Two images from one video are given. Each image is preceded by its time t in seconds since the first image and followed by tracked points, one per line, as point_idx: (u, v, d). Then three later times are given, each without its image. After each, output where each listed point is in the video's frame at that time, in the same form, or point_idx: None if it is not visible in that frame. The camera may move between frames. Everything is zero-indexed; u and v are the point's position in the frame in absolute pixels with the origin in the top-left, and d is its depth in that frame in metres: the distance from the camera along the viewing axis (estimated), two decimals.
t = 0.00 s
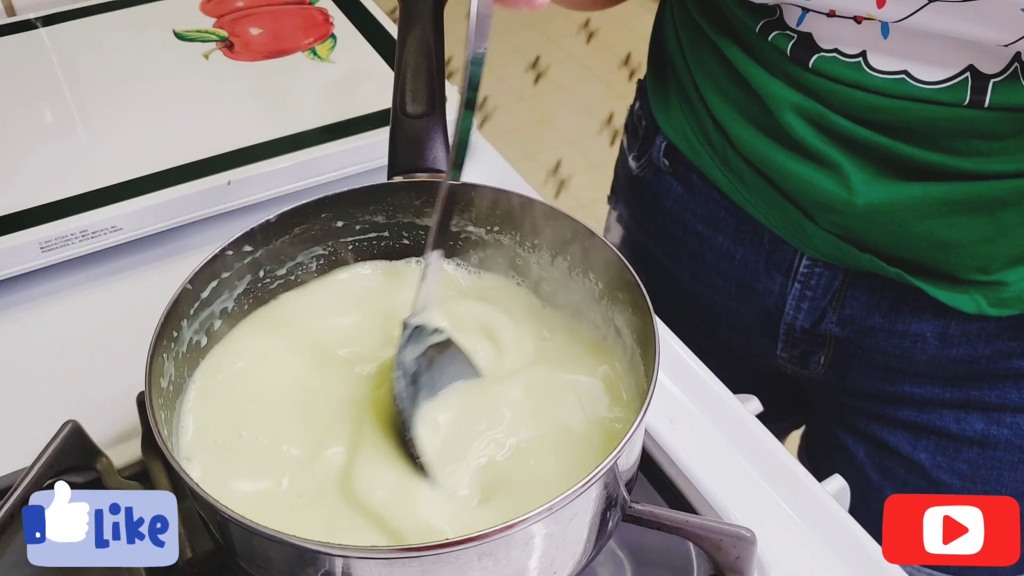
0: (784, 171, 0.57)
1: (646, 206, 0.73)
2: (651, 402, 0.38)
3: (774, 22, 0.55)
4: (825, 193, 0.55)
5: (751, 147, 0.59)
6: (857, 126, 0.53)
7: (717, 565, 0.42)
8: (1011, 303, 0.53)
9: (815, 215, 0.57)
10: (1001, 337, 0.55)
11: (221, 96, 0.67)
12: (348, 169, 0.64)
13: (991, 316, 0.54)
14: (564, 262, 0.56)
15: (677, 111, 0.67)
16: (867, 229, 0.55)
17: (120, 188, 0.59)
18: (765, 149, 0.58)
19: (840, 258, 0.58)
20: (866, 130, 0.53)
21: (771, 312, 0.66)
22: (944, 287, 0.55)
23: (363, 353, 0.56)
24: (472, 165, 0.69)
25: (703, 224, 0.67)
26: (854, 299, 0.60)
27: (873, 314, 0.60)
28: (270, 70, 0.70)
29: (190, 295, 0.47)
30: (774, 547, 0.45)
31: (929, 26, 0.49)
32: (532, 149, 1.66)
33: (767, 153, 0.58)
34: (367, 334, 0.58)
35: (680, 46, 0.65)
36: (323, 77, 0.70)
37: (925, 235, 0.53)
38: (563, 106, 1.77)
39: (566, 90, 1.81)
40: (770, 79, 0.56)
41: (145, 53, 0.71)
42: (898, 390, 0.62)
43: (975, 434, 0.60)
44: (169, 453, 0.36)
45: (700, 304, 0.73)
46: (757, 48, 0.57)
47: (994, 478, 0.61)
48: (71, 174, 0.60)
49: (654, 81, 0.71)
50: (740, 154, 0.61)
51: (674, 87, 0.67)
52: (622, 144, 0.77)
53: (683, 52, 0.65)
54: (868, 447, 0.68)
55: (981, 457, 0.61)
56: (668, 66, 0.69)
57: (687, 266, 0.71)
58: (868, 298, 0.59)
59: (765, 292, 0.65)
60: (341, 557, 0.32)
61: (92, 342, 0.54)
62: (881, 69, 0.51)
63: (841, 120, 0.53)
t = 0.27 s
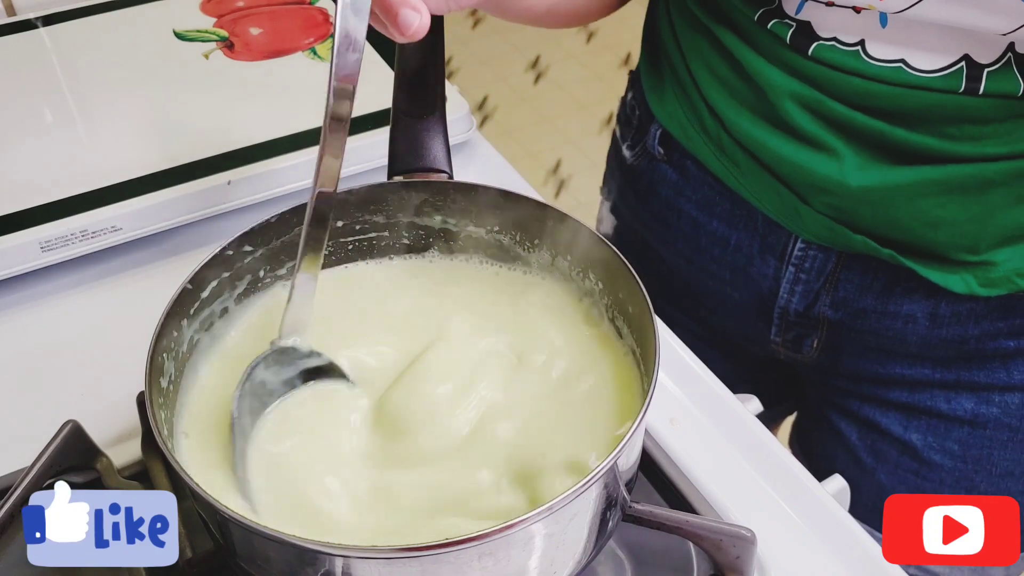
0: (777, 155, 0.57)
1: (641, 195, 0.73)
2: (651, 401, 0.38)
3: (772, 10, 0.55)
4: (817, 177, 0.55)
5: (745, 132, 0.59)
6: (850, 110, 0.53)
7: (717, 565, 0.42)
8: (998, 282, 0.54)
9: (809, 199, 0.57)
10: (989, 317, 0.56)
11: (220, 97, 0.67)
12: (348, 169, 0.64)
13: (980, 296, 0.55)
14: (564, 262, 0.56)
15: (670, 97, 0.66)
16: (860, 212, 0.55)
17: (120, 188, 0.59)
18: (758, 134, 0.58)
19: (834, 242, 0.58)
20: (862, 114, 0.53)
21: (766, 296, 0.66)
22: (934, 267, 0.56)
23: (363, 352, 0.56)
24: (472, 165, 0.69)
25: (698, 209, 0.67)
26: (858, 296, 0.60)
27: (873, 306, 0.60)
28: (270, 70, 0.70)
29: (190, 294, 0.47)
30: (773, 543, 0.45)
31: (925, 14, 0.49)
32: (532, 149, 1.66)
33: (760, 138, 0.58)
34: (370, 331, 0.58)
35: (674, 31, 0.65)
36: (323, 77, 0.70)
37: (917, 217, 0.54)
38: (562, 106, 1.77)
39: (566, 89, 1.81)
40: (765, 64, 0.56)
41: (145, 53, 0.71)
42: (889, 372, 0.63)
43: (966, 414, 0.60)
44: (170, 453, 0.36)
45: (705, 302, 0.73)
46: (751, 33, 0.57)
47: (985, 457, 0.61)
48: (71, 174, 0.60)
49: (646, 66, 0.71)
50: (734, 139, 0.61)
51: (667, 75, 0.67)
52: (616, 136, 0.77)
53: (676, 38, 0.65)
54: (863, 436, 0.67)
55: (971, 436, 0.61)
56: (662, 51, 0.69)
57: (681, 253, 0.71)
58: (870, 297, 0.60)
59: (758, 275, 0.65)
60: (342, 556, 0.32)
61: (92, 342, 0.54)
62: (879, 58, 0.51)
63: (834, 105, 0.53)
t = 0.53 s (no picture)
0: (771, 143, 0.57)
1: (638, 187, 0.73)
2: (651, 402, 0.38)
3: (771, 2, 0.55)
4: (811, 166, 0.55)
5: (740, 121, 0.59)
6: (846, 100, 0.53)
7: (717, 565, 0.42)
8: (988, 275, 0.54)
9: (802, 189, 0.58)
10: (978, 312, 0.56)
11: (220, 97, 0.67)
12: (348, 169, 0.64)
13: (968, 289, 0.55)
14: (564, 262, 0.56)
15: (666, 88, 0.66)
16: (852, 202, 0.55)
17: (121, 188, 0.59)
18: (754, 124, 0.58)
19: (825, 233, 0.58)
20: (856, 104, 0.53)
21: (756, 289, 0.65)
22: (922, 259, 0.56)
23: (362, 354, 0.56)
24: (472, 165, 0.69)
25: (691, 200, 0.67)
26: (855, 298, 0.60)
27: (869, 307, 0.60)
28: (270, 70, 0.70)
29: (190, 295, 0.47)
30: (770, 542, 0.45)
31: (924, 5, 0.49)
32: (533, 149, 1.66)
33: (755, 127, 0.58)
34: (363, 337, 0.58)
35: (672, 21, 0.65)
36: (323, 77, 0.70)
37: (909, 209, 0.54)
38: (563, 106, 1.77)
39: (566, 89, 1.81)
40: (762, 54, 0.56)
41: (145, 53, 0.71)
42: (877, 367, 0.63)
43: (953, 408, 0.60)
44: (170, 454, 0.36)
45: (707, 305, 0.73)
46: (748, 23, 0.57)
47: (971, 454, 0.61)
48: (72, 174, 0.60)
49: (644, 57, 0.71)
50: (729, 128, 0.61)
51: (664, 65, 0.68)
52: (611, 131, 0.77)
53: (674, 29, 0.65)
54: (849, 432, 0.67)
55: (958, 434, 0.61)
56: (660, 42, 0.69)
57: (678, 248, 0.71)
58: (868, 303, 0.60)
59: (749, 266, 0.65)
60: (342, 557, 0.32)
61: (92, 342, 0.54)
62: (878, 50, 0.51)
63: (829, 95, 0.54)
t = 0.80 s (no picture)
0: (776, 148, 0.57)
1: (640, 190, 0.72)
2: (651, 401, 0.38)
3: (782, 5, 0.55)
4: (815, 171, 0.55)
5: (746, 125, 0.59)
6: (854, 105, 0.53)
7: (717, 566, 0.42)
8: (991, 291, 0.54)
9: (805, 196, 0.57)
10: (980, 329, 0.57)
11: (220, 97, 0.67)
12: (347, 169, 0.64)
13: (971, 304, 0.55)
14: (564, 262, 0.56)
15: (673, 91, 0.66)
16: (856, 209, 0.55)
17: (121, 187, 0.59)
18: (759, 128, 0.58)
19: (827, 240, 0.58)
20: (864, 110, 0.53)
21: (756, 296, 0.65)
22: (925, 271, 0.56)
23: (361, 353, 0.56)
24: (472, 165, 0.69)
25: (695, 203, 0.67)
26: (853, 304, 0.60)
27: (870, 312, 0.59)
28: (270, 70, 0.70)
29: (190, 294, 0.47)
30: (770, 542, 0.45)
31: (932, 11, 0.49)
32: (533, 149, 1.66)
33: (761, 131, 0.58)
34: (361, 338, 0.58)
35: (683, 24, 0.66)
36: (323, 77, 0.70)
37: (912, 217, 0.54)
38: (563, 106, 1.77)
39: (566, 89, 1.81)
40: (770, 57, 0.56)
41: (146, 53, 0.71)
42: (877, 380, 0.62)
43: (953, 426, 0.61)
44: (170, 453, 0.36)
45: (706, 310, 0.72)
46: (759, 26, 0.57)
47: (970, 473, 0.62)
48: (71, 174, 0.60)
49: (651, 60, 0.71)
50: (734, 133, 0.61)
51: (671, 69, 0.68)
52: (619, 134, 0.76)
53: (684, 32, 0.65)
54: (848, 446, 0.66)
55: (958, 452, 0.61)
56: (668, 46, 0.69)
57: (679, 249, 0.70)
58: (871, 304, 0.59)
59: (750, 273, 0.64)
60: (342, 556, 0.32)
61: (92, 342, 0.54)
62: (885, 56, 0.51)
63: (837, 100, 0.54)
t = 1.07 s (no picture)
0: (791, 177, 0.58)
1: (659, 210, 0.74)
2: (652, 401, 0.38)
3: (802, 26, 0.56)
4: (827, 200, 0.56)
5: (764, 150, 0.60)
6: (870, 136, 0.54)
7: (717, 566, 0.42)
8: (1004, 340, 0.55)
9: (818, 226, 0.59)
10: (992, 380, 0.58)
11: (219, 97, 0.67)
12: (347, 168, 0.64)
13: (984, 352, 0.56)
14: (564, 261, 0.56)
15: (696, 112, 0.68)
16: (866, 242, 0.56)
17: (121, 188, 0.59)
18: (777, 154, 0.59)
19: (837, 272, 0.59)
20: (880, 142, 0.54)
21: (766, 323, 0.67)
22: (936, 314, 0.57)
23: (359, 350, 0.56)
24: (471, 165, 0.69)
25: (708, 225, 0.69)
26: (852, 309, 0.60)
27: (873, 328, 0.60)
28: (270, 70, 0.70)
29: (190, 295, 0.47)
30: (769, 542, 0.45)
31: (953, 51, 0.50)
32: (532, 149, 1.66)
33: (778, 158, 0.59)
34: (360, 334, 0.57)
35: (709, 45, 0.66)
36: (323, 77, 0.70)
37: (921, 253, 0.54)
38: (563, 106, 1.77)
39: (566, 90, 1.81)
40: (794, 85, 0.57)
41: (146, 53, 0.72)
42: (889, 426, 0.65)
43: (963, 477, 0.64)
44: (170, 454, 0.36)
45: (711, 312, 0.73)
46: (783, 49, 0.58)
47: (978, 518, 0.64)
48: (72, 174, 0.60)
49: (676, 81, 0.72)
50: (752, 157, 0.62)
51: (694, 91, 0.69)
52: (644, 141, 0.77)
53: (709, 54, 0.66)
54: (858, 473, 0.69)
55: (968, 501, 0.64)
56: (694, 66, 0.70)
57: (693, 269, 0.72)
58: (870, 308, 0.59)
59: (760, 300, 0.66)
60: (342, 557, 0.32)
61: (91, 342, 0.54)
62: (904, 88, 0.52)
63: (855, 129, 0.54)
